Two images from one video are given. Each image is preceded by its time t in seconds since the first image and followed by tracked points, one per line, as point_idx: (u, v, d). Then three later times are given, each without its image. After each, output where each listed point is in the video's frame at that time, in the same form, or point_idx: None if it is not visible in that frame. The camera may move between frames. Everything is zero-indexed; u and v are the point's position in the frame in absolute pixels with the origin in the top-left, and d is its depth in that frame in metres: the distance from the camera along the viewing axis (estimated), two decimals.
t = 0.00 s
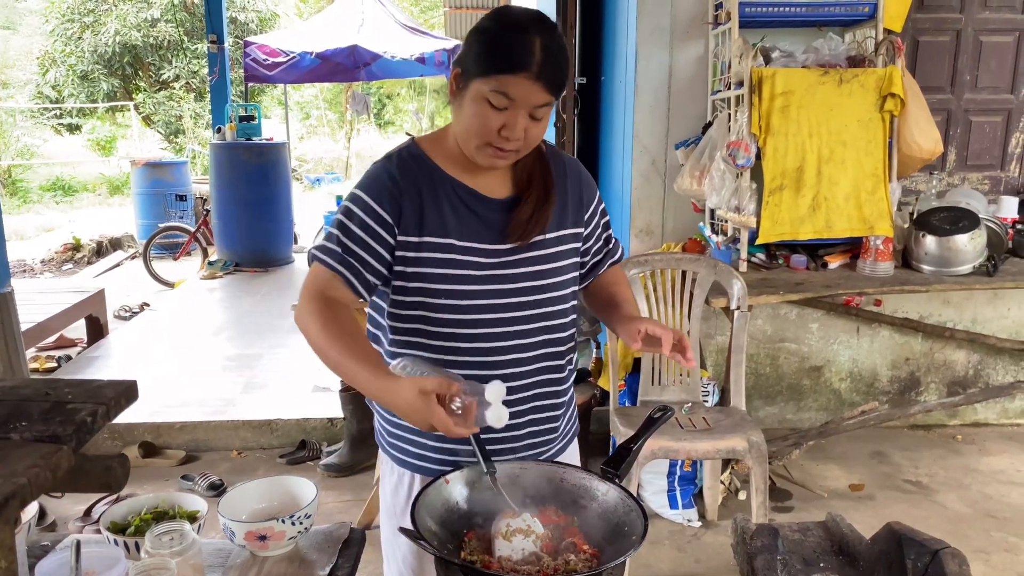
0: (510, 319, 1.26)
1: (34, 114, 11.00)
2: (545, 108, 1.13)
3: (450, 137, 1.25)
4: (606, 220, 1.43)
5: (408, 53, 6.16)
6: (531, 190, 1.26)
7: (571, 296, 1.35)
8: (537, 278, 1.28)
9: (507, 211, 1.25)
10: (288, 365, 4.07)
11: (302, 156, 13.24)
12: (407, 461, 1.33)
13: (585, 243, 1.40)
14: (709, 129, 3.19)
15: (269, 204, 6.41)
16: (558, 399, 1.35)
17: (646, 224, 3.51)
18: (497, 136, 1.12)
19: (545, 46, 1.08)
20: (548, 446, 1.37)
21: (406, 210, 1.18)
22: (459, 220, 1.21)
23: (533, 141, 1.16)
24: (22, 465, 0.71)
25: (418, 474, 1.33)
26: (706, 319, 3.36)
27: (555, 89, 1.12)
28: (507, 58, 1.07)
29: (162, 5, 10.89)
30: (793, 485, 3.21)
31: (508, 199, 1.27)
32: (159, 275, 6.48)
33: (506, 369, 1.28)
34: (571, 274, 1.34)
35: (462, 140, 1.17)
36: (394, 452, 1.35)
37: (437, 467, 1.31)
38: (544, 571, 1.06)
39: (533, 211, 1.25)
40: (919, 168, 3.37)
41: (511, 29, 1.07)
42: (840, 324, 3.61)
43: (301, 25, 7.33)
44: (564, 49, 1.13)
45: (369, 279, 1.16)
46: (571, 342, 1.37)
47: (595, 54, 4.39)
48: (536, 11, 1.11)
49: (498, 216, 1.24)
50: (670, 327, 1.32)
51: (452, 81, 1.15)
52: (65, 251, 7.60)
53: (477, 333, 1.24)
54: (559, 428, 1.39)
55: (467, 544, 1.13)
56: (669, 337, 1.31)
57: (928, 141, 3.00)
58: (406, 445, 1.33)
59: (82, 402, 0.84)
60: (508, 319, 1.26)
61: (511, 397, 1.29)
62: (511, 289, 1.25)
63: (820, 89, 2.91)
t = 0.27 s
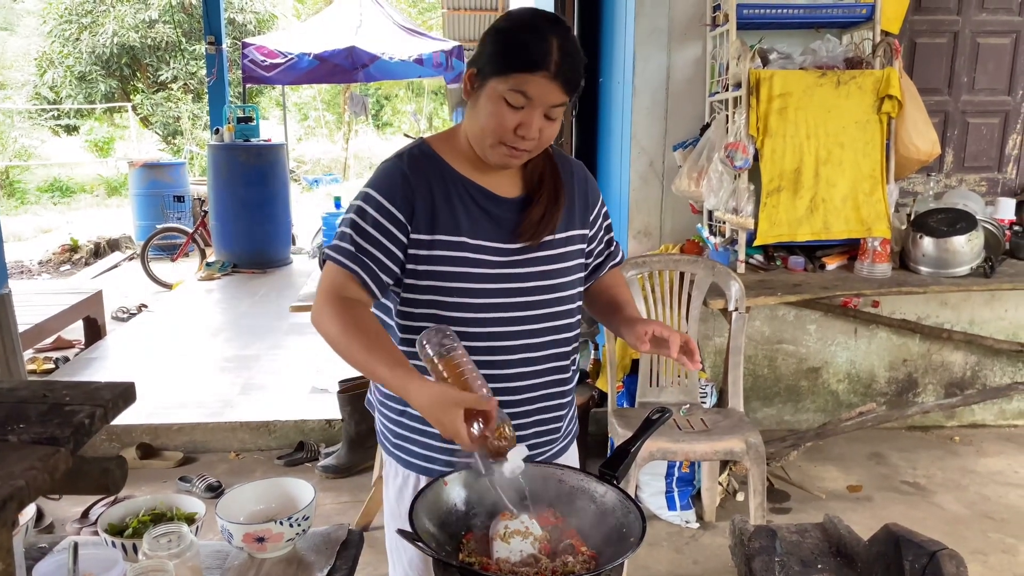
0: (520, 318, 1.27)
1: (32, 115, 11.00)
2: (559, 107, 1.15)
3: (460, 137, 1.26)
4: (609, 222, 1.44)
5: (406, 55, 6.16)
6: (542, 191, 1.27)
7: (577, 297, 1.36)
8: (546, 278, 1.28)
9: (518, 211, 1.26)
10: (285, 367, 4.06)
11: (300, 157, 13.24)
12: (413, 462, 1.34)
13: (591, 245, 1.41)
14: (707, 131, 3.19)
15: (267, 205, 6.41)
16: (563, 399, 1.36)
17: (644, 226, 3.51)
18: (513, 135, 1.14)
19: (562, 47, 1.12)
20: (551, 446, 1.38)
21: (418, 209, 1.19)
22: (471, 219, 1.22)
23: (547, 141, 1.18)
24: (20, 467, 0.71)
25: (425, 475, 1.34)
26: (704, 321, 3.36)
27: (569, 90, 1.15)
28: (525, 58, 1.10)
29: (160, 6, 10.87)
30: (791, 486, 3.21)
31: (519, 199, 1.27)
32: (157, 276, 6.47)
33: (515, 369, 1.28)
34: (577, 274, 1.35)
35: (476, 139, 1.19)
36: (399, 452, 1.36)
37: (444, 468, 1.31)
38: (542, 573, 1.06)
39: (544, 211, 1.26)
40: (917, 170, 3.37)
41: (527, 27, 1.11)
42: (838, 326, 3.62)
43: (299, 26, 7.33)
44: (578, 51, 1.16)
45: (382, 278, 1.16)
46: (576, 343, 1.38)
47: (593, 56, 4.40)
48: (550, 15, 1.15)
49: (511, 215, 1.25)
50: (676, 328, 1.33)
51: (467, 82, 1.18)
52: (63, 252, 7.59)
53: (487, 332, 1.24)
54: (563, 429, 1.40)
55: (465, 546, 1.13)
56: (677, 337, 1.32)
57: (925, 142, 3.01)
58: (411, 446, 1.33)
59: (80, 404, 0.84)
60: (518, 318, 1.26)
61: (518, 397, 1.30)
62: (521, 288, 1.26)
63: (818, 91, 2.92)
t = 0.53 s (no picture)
0: (523, 317, 1.27)
1: (29, 116, 11.00)
2: (563, 106, 1.16)
3: (463, 136, 1.26)
4: (609, 224, 1.45)
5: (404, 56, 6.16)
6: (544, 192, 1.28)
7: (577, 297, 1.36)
8: (548, 277, 1.29)
9: (522, 211, 1.26)
10: (284, 368, 4.06)
11: (299, 158, 13.24)
12: (412, 462, 1.34)
13: (591, 246, 1.41)
14: (705, 132, 3.19)
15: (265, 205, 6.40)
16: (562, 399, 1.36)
17: (642, 227, 3.51)
18: (516, 132, 1.14)
19: (566, 45, 1.12)
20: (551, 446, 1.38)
21: (421, 207, 1.19)
22: (474, 217, 1.22)
23: (550, 139, 1.18)
24: (18, 467, 0.71)
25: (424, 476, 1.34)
26: (702, 321, 3.37)
27: (572, 88, 1.16)
28: (529, 55, 1.10)
29: (158, 7, 10.86)
30: (789, 487, 3.21)
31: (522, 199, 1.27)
32: (155, 277, 6.46)
33: (517, 367, 1.28)
34: (578, 275, 1.35)
35: (480, 137, 1.19)
36: (399, 452, 1.36)
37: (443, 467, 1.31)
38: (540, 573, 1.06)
39: (547, 210, 1.26)
40: (914, 171, 3.38)
41: (531, 26, 1.12)
42: (837, 326, 3.62)
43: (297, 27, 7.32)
44: (582, 50, 1.17)
45: (386, 275, 1.16)
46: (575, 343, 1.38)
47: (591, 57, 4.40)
48: (553, 14, 1.16)
49: (513, 215, 1.25)
50: (675, 327, 1.34)
51: (471, 80, 1.18)
52: (60, 254, 7.57)
53: (489, 330, 1.24)
54: (562, 431, 1.40)
55: (463, 547, 1.13)
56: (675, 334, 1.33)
57: (923, 143, 3.01)
58: (411, 445, 1.33)
59: (78, 405, 0.83)
60: (520, 317, 1.26)
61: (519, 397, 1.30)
62: (524, 287, 1.26)
63: (816, 92, 2.92)
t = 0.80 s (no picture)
0: (521, 314, 1.27)
1: (27, 118, 10.99)
2: (558, 103, 1.16)
3: (461, 136, 1.26)
4: (608, 223, 1.45)
5: (402, 57, 6.17)
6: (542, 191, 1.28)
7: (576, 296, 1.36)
8: (546, 274, 1.29)
9: (520, 210, 1.26)
10: (282, 369, 4.06)
11: (297, 159, 13.24)
12: (411, 462, 1.34)
13: (590, 246, 1.41)
14: (703, 133, 3.20)
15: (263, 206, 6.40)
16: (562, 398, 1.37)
17: (640, 227, 3.52)
18: (511, 129, 1.14)
19: (560, 41, 1.12)
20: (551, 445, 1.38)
21: (418, 207, 1.19)
22: (472, 215, 1.22)
23: (547, 136, 1.18)
24: (15, 469, 0.71)
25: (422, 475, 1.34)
26: (700, 322, 3.37)
27: (568, 86, 1.16)
28: (524, 52, 1.11)
29: (156, 8, 10.85)
30: (787, 487, 3.22)
31: (520, 198, 1.28)
32: (153, 278, 6.46)
33: (516, 366, 1.28)
34: (577, 274, 1.35)
35: (476, 135, 1.19)
36: (399, 452, 1.36)
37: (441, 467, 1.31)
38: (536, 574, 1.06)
39: (546, 209, 1.26)
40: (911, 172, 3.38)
41: (526, 24, 1.12)
42: (834, 327, 3.63)
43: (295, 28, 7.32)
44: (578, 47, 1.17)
45: (384, 273, 1.16)
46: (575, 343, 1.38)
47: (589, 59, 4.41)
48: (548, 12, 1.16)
49: (511, 214, 1.25)
50: (670, 330, 1.34)
51: (467, 79, 1.18)
52: (59, 255, 7.57)
53: (487, 328, 1.24)
54: (562, 430, 1.40)
55: (460, 548, 1.13)
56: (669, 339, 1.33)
57: (920, 144, 3.02)
58: (410, 445, 1.34)
59: (75, 406, 0.84)
60: (518, 315, 1.26)
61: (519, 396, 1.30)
62: (522, 285, 1.26)
63: (813, 93, 2.93)
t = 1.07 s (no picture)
0: (519, 313, 1.27)
1: (25, 118, 11.00)
2: (550, 99, 1.15)
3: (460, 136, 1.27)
4: (610, 225, 1.44)
5: (401, 58, 6.17)
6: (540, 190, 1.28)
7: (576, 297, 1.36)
8: (543, 274, 1.28)
9: (517, 209, 1.26)
10: (280, 370, 4.06)
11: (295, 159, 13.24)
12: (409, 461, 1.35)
13: (591, 247, 1.41)
14: (701, 133, 3.20)
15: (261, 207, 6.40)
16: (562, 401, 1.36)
17: (639, 228, 3.52)
18: (502, 127, 1.14)
19: (550, 38, 1.12)
20: (550, 448, 1.38)
21: (414, 205, 1.19)
22: (467, 214, 1.22)
23: (540, 134, 1.18)
24: (13, 470, 0.71)
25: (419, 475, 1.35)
26: (698, 322, 3.37)
27: (560, 83, 1.16)
28: (514, 50, 1.11)
29: (154, 9, 10.85)
30: (785, 487, 3.22)
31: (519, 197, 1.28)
32: (151, 279, 6.46)
33: (514, 364, 1.28)
34: (576, 275, 1.35)
35: (470, 135, 1.20)
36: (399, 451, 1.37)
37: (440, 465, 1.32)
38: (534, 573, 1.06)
39: (544, 207, 1.26)
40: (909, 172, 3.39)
41: (516, 23, 1.12)
42: (832, 327, 3.63)
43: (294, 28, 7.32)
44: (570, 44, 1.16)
45: (380, 271, 1.17)
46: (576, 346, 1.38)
47: (587, 60, 4.41)
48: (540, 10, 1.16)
49: (508, 213, 1.25)
50: (662, 332, 1.31)
51: (462, 80, 1.19)
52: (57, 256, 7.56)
53: (483, 327, 1.25)
54: (563, 431, 1.40)
55: (458, 547, 1.14)
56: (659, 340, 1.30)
57: (917, 144, 3.03)
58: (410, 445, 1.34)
59: (73, 407, 0.84)
60: (516, 314, 1.26)
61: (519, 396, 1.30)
62: (518, 284, 1.26)
63: (811, 93, 2.93)
